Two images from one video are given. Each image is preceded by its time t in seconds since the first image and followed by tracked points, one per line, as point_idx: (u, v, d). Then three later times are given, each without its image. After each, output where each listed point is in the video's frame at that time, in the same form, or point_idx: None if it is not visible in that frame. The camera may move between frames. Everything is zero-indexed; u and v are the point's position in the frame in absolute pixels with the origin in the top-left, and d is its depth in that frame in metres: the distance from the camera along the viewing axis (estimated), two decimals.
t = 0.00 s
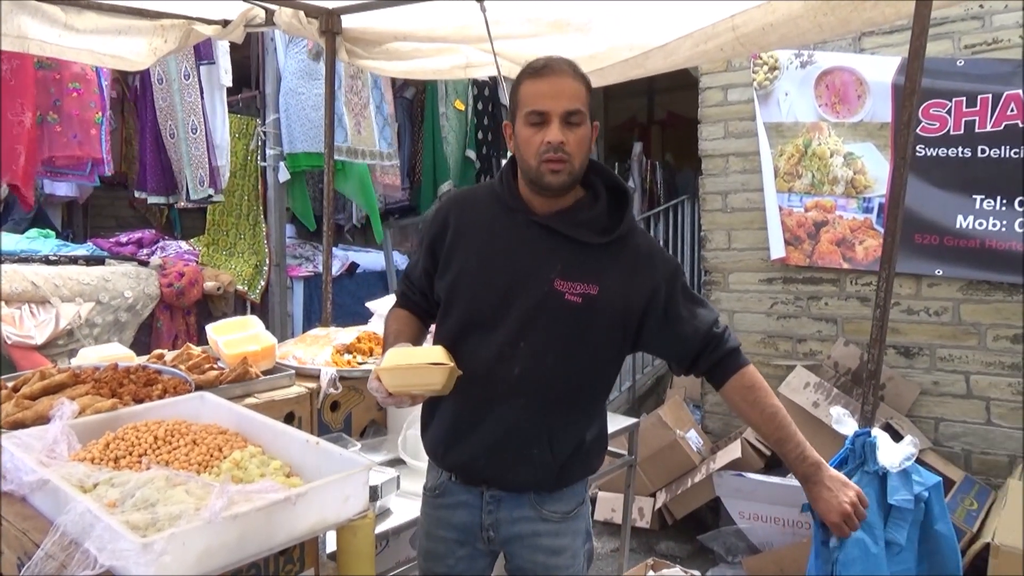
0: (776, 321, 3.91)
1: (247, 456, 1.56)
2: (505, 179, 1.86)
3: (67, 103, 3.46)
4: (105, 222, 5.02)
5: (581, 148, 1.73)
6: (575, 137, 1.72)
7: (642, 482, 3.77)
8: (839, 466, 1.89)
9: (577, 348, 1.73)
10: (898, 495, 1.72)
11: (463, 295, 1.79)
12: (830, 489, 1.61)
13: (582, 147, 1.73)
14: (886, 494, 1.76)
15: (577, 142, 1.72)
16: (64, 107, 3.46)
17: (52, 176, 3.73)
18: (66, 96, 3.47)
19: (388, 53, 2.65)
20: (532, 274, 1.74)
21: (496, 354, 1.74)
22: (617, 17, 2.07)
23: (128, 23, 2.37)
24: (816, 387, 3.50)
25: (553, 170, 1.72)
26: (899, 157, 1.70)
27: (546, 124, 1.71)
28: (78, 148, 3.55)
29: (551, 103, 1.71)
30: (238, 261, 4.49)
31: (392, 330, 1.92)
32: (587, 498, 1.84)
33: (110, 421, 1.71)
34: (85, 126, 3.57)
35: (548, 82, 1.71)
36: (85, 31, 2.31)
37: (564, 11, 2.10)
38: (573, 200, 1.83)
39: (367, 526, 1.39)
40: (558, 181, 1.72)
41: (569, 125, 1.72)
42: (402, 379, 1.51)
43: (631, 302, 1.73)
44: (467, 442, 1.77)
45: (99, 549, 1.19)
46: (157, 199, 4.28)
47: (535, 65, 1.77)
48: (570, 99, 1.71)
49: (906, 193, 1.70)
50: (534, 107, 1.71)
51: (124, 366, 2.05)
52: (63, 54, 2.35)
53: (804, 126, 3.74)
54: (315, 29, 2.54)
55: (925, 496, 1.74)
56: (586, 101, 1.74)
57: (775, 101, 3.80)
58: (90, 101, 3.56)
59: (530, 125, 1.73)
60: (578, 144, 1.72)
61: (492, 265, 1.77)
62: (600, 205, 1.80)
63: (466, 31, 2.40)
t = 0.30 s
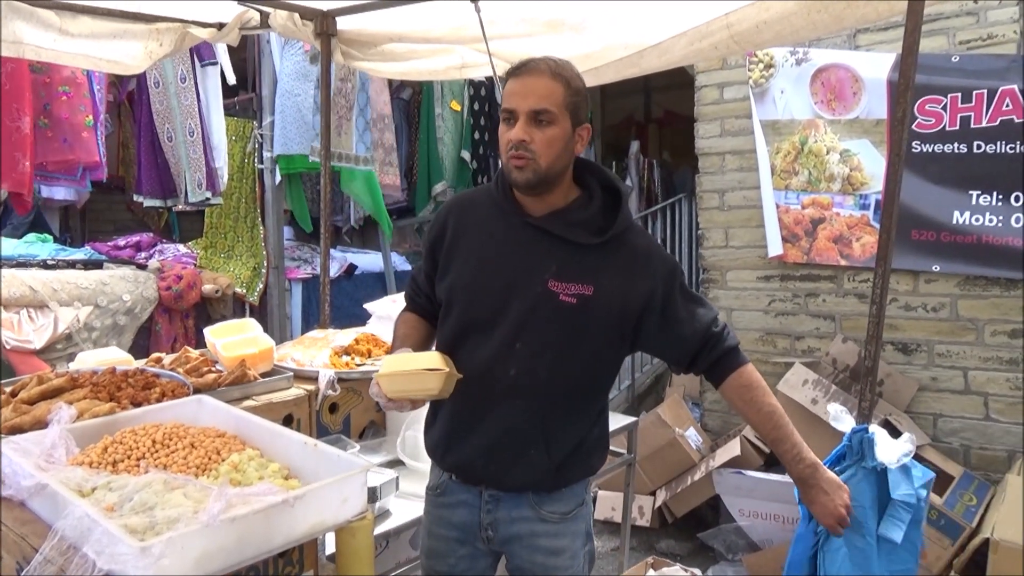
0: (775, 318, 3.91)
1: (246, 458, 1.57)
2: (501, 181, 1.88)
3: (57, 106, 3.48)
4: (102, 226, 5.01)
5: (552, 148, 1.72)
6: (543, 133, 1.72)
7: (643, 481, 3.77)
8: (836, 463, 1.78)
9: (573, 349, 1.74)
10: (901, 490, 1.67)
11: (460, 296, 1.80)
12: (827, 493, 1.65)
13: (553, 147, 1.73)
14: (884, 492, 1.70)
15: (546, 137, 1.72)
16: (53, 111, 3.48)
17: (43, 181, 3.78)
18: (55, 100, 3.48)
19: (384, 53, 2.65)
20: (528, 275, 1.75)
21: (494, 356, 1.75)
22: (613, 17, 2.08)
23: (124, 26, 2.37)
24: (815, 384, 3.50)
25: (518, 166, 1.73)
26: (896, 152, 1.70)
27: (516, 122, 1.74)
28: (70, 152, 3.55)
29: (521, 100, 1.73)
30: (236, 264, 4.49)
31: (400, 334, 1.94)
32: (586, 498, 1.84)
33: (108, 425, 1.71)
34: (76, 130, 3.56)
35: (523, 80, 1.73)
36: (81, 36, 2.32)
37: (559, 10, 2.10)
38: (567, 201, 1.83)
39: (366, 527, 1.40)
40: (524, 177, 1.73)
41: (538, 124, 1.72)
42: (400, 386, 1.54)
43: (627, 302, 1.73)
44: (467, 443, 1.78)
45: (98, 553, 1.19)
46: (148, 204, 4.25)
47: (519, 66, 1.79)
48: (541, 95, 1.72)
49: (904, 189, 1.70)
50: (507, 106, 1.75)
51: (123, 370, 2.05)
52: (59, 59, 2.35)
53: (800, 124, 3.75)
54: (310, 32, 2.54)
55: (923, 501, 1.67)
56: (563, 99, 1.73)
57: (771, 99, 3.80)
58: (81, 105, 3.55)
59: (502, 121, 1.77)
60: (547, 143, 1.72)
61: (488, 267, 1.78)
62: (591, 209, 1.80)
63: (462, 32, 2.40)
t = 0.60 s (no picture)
0: (775, 317, 3.92)
1: (246, 460, 1.56)
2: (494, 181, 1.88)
3: (49, 110, 3.48)
4: (101, 228, 5.01)
5: (540, 146, 1.72)
6: (530, 132, 1.72)
7: (644, 480, 3.76)
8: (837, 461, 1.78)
9: (566, 347, 1.73)
10: (896, 488, 1.67)
11: (454, 296, 1.81)
12: (829, 486, 1.65)
13: (542, 145, 1.72)
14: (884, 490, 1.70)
15: (533, 136, 1.72)
16: (46, 115, 3.48)
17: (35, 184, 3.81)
18: (48, 104, 3.48)
19: (382, 53, 2.64)
20: (520, 274, 1.75)
21: (488, 356, 1.75)
22: (611, 16, 2.08)
23: (121, 28, 2.37)
24: (815, 382, 3.50)
25: (508, 165, 1.73)
26: (895, 149, 1.70)
27: (504, 121, 1.74)
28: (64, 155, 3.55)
29: (509, 99, 1.73)
30: (236, 265, 4.49)
31: (401, 336, 1.95)
32: (584, 498, 1.84)
33: (108, 427, 1.70)
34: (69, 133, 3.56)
35: (510, 79, 1.73)
36: (78, 37, 2.32)
37: (557, 10, 2.10)
38: (559, 198, 1.83)
39: (367, 528, 1.40)
40: (513, 175, 1.73)
41: (526, 122, 1.72)
42: (389, 387, 1.54)
43: (619, 300, 1.72)
44: (465, 443, 1.78)
45: (98, 556, 1.19)
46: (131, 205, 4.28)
47: (507, 65, 1.79)
48: (528, 94, 1.72)
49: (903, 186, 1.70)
50: (495, 105, 1.75)
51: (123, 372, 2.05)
52: (56, 60, 2.35)
53: (799, 121, 3.75)
54: (308, 32, 2.54)
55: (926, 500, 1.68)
56: (549, 97, 1.73)
57: (769, 97, 3.80)
58: (74, 109, 3.54)
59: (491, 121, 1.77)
60: (535, 141, 1.72)
61: (482, 266, 1.79)
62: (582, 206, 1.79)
63: (460, 31, 2.40)
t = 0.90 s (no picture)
0: (776, 316, 3.91)
1: (246, 461, 1.56)
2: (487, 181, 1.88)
3: (50, 113, 3.46)
4: (101, 229, 5.00)
5: (531, 146, 1.72)
6: (521, 132, 1.72)
7: (645, 480, 3.76)
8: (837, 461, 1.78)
9: (561, 347, 1.73)
10: (898, 488, 1.65)
11: (449, 298, 1.81)
12: (834, 473, 1.68)
13: (532, 145, 1.72)
14: (886, 489, 1.68)
15: (523, 136, 1.71)
16: (47, 118, 3.46)
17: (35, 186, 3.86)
18: (48, 107, 3.47)
19: (381, 53, 2.64)
20: (513, 274, 1.75)
21: (483, 356, 1.75)
22: (610, 15, 2.08)
23: (119, 30, 2.37)
24: (816, 380, 3.50)
25: (499, 166, 1.73)
26: (893, 148, 1.70)
27: (494, 122, 1.74)
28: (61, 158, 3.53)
29: (499, 100, 1.73)
30: (236, 266, 4.49)
31: (396, 337, 1.94)
32: (580, 497, 1.84)
33: (109, 429, 1.70)
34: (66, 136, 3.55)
35: (499, 80, 1.73)
36: (76, 39, 2.32)
37: (555, 9, 2.11)
38: (552, 198, 1.83)
39: (368, 528, 1.40)
40: (505, 176, 1.73)
41: (516, 122, 1.72)
42: (382, 389, 1.54)
43: (612, 298, 1.72)
44: (461, 442, 1.78)
45: (100, 557, 1.18)
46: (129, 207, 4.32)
47: (496, 65, 1.79)
48: (518, 95, 1.71)
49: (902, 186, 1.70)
50: (485, 106, 1.75)
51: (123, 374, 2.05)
52: (56, 62, 2.35)
53: (798, 120, 3.74)
54: (307, 33, 2.54)
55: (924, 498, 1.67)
56: (538, 96, 1.73)
57: (769, 96, 3.80)
58: (72, 113, 3.54)
59: (482, 123, 1.77)
60: (525, 142, 1.71)
61: (476, 267, 1.79)
62: (576, 205, 1.79)
63: (460, 31, 2.40)
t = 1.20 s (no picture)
0: (773, 315, 3.92)
1: (244, 459, 1.57)
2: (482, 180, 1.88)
3: (47, 113, 3.46)
4: (99, 228, 5.00)
5: (526, 144, 1.72)
6: (517, 130, 1.72)
7: (643, 478, 3.77)
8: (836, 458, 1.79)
9: (556, 346, 1.73)
10: (897, 487, 1.70)
11: (444, 297, 1.80)
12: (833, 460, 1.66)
13: (527, 144, 1.72)
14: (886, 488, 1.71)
15: (520, 134, 1.72)
16: (43, 118, 3.46)
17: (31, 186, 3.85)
18: (46, 107, 3.46)
19: (379, 52, 2.63)
20: (509, 273, 1.75)
21: (478, 355, 1.75)
22: (609, 15, 2.10)
23: (117, 29, 2.37)
24: (813, 379, 3.50)
25: (495, 164, 1.73)
26: (890, 147, 1.70)
27: (489, 120, 1.74)
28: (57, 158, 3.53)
29: (495, 98, 1.72)
30: (234, 265, 4.49)
31: (390, 336, 1.94)
32: (575, 495, 1.84)
33: (107, 428, 1.70)
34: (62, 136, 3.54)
35: (496, 79, 1.73)
36: (73, 38, 2.32)
37: (556, 10, 2.12)
38: (547, 198, 1.83)
39: (366, 527, 1.40)
40: (501, 175, 1.73)
41: (512, 121, 1.72)
42: (381, 386, 1.54)
43: (608, 297, 1.73)
44: (456, 441, 1.78)
45: (98, 556, 1.18)
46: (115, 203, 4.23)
47: (492, 64, 1.79)
48: (514, 93, 1.71)
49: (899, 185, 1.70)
50: (479, 105, 1.75)
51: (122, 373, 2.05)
52: (53, 61, 2.35)
53: (796, 119, 3.75)
54: (305, 32, 2.54)
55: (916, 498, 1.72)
56: (534, 95, 1.73)
57: (766, 95, 3.80)
58: (69, 113, 3.54)
59: (477, 120, 1.77)
60: (520, 140, 1.72)
61: (471, 266, 1.79)
62: (571, 205, 1.79)
63: (457, 30, 2.40)
